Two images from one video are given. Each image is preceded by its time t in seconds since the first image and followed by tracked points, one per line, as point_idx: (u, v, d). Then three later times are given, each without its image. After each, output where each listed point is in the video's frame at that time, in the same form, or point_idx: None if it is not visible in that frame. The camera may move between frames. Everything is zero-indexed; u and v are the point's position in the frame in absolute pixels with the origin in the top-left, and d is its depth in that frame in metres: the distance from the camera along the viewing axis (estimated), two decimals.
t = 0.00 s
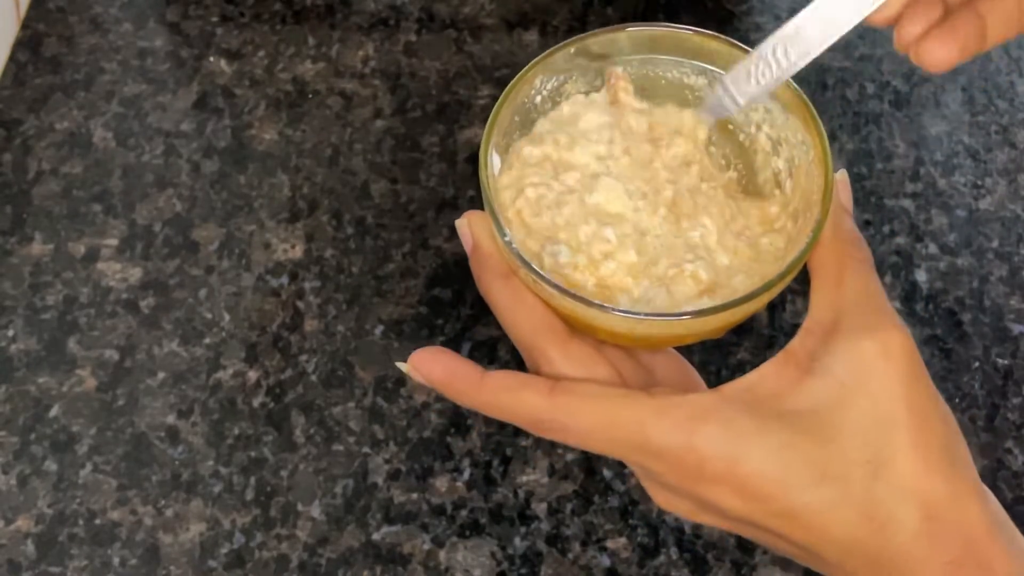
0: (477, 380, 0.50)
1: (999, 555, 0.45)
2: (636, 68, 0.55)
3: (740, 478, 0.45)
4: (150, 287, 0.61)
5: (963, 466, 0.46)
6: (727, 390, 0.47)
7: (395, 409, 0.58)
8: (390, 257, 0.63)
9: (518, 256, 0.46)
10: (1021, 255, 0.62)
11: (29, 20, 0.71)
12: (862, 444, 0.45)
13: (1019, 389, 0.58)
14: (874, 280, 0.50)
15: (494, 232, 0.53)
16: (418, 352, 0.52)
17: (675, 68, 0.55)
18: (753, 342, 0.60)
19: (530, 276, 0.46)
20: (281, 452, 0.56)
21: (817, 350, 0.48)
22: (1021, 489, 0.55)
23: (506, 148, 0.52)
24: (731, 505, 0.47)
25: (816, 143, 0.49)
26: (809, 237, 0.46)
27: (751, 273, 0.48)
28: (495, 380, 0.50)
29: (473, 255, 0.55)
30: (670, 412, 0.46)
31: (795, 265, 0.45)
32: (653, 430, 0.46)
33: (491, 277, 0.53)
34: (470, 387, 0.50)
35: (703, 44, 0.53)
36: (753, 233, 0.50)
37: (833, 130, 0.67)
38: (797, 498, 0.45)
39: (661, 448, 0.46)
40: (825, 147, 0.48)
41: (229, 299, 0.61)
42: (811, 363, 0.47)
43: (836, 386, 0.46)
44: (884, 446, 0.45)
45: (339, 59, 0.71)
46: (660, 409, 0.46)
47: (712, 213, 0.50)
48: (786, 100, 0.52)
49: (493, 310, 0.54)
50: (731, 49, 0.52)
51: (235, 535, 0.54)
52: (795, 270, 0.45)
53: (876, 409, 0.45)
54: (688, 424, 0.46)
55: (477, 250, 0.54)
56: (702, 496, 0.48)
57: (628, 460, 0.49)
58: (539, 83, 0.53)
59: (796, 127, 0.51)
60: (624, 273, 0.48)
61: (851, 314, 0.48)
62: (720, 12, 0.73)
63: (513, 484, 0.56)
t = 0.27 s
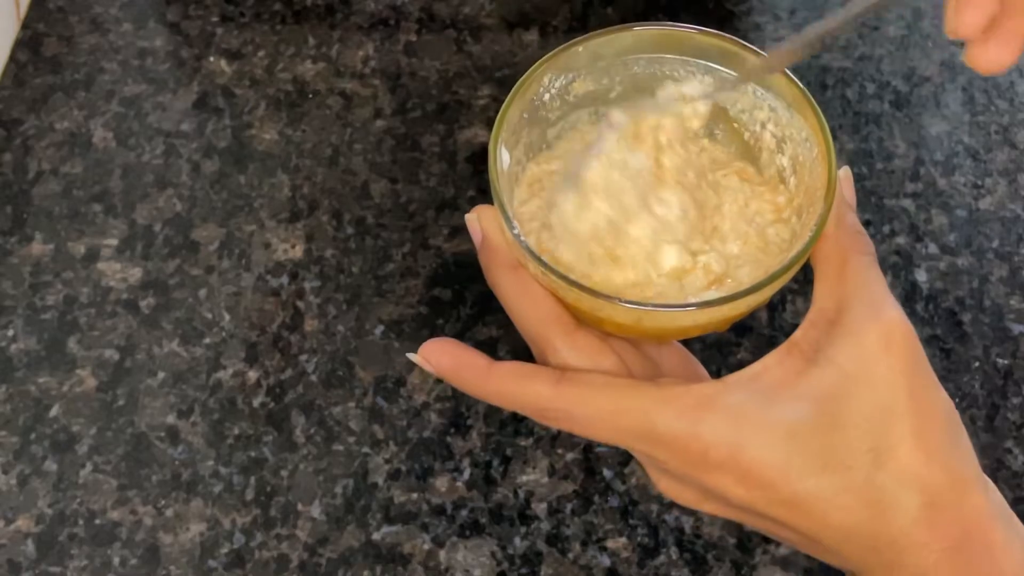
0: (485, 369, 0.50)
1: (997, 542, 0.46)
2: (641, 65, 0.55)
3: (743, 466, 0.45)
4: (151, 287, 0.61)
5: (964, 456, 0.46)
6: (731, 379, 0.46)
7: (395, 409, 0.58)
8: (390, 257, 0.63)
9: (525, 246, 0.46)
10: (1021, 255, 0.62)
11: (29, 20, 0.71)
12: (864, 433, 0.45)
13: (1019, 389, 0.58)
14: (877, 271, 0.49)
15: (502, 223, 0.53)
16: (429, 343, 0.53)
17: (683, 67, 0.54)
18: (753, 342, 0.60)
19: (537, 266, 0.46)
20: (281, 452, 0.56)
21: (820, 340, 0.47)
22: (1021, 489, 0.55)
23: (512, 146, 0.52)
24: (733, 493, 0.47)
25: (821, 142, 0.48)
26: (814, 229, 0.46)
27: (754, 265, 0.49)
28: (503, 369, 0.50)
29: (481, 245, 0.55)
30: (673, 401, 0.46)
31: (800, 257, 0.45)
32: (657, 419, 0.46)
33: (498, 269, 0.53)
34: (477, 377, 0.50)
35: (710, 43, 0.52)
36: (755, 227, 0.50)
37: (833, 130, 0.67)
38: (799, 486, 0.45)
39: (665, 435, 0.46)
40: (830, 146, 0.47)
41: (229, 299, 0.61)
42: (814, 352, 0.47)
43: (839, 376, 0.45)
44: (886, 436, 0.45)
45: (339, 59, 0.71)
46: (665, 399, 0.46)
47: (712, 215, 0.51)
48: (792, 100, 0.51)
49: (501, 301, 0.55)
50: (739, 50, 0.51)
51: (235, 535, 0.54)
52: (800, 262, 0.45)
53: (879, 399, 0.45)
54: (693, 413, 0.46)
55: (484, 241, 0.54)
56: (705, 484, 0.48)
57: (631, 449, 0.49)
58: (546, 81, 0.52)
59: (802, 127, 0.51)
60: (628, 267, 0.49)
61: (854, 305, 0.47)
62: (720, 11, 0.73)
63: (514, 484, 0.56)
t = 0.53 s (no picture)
0: (481, 382, 0.51)
1: (995, 551, 0.46)
2: (636, 77, 0.55)
3: (740, 478, 0.45)
4: (151, 287, 0.61)
5: (959, 465, 0.47)
6: (726, 390, 0.46)
7: (395, 409, 0.58)
8: (390, 257, 0.63)
9: (521, 259, 0.46)
10: (1021, 254, 0.62)
11: (29, 20, 0.71)
12: (860, 443, 0.45)
13: (1019, 389, 0.58)
14: (872, 280, 0.49)
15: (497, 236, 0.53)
16: (424, 355, 0.53)
17: (677, 78, 0.55)
18: (753, 342, 0.60)
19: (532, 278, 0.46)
20: (281, 452, 0.56)
21: (816, 350, 0.47)
22: (1021, 489, 0.55)
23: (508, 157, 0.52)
24: (730, 506, 0.47)
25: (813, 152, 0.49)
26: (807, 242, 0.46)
27: (750, 275, 0.49)
28: (498, 381, 0.50)
29: (477, 258, 0.55)
30: (670, 413, 0.46)
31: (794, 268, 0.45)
32: (654, 431, 0.46)
33: (494, 279, 0.53)
34: (473, 388, 0.51)
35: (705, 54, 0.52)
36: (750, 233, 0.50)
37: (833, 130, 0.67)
38: (796, 497, 0.45)
39: (661, 447, 0.46)
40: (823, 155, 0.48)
41: (229, 298, 0.61)
42: (809, 363, 0.47)
43: (834, 387, 0.45)
44: (881, 445, 0.45)
45: (339, 59, 0.71)
46: (661, 410, 0.46)
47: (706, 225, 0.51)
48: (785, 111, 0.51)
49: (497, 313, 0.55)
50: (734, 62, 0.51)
51: (235, 535, 0.54)
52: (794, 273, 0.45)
53: (874, 409, 0.45)
54: (689, 424, 0.46)
55: (481, 254, 0.54)
56: (701, 496, 0.47)
57: (627, 460, 0.49)
58: (542, 93, 0.52)
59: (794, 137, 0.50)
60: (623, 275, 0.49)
61: (848, 314, 0.47)
62: (720, 11, 0.73)
63: (513, 484, 0.56)
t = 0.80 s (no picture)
0: (481, 381, 0.50)
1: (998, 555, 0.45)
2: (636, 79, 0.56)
3: (739, 475, 0.45)
4: (151, 287, 0.61)
5: (961, 467, 0.46)
6: (726, 389, 0.47)
7: (395, 409, 0.58)
8: (390, 257, 0.63)
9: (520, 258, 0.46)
10: (1021, 254, 0.62)
11: (29, 20, 0.71)
12: (859, 442, 0.45)
13: (1019, 389, 0.58)
14: (873, 280, 0.49)
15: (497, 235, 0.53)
16: (424, 353, 0.52)
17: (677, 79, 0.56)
18: (753, 342, 0.60)
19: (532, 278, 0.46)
20: (281, 452, 0.56)
21: (815, 349, 0.47)
22: (1021, 489, 0.55)
23: (510, 154, 0.53)
24: (729, 503, 0.47)
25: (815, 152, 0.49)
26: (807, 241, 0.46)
27: (750, 272, 0.48)
28: (498, 380, 0.50)
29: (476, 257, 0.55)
30: (669, 412, 0.46)
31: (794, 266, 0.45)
32: (652, 429, 0.46)
33: (493, 279, 0.53)
34: (473, 388, 0.50)
35: (705, 52, 0.53)
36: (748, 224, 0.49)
37: (833, 130, 0.67)
38: (794, 495, 0.45)
39: (661, 445, 0.46)
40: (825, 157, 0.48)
41: (229, 298, 0.61)
42: (809, 362, 0.47)
43: (833, 385, 0.45)
44: (881, 444, 0.45)
45: (339, 59, 0.71)
46: (660, 410, 0.46)
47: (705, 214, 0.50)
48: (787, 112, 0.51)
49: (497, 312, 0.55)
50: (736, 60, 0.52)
51: (235, 535, 0.54)
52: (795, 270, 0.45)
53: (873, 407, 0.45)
54: (687, 422, 0.46)
55: (480, 253, 0.54)
56: (701, 494, 0.48)
57: (627, 460, 0.49)
58: (541, 91, 0.53)
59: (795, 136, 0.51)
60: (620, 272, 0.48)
61: (848, 313, 0.47)
62: (720, 11, 0.73)
63: (513, 484, 0.56)
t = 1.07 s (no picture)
0: (473, 396, 0.50)
1: (995, 564, 0.45)
2: (625, 85, 0.55)
3: (735, 490, 0.45)
4: (151, 287, 0.61)
5: (956, 476, 0.46)
6: (720, 402, 0.47)
7: (395, 409, 0.58)
8: (390, 257, 0.63)
9: (511, 271, 0.46)
10: (1021, 254, 0.62)
11: (29, 20, 0.71)
12: (855, 454, 0.45)
13: (1019, 389, 0.58)
14: (866, 290, 0.49)
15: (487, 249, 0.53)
16: (415, 369, 0.52)
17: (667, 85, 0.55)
18: (753, 342, 0.60)
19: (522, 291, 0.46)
20: (281, 452, 0.56)
21: (809, 361, 0.47)
22: (1021, 489, 0.55)
23: (499, 167, 0.52)
24: (726, 518, 0.47)
25: (805, 159, 0.48)
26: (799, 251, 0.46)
27: (745, 282, 0.48)
28: (489, 396, 0.50)
29: (467, 271, 0.55)
30: (664, 425, 0.46)
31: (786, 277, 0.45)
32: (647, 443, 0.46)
33: (485, 292, 0.54)
34: (465, 402, 0.50)
35: (695, 60, 0.52)
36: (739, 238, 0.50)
37: (833, 130, 0.67)
38: (791, 509, 0.45)
39: (656, 459, 0.46)
40: (815, 163, 0.47)
41: (229, 298, 0.61)
42: (803, 374, 0.47)
43: (828, 397, 0.45)
44: (877, 457, 0.45)
45: (339, 59, 0.71)
46: (653, 423, 0.46)
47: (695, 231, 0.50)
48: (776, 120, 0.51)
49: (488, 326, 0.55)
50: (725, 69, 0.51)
51: (235, 535, 0.54)
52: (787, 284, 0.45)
53: (868, 419, 0.45)
54: (682, 436, 0.46)
55: (471, 267, 0.54)
56: (697, 509, 0.47)
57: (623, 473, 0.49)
58: (530, 102, 0.52)
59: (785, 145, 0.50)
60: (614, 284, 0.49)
61: (842, 325, 0.47)
62: (720, 11, 0.73)
63: (513, 484, 0.56)
